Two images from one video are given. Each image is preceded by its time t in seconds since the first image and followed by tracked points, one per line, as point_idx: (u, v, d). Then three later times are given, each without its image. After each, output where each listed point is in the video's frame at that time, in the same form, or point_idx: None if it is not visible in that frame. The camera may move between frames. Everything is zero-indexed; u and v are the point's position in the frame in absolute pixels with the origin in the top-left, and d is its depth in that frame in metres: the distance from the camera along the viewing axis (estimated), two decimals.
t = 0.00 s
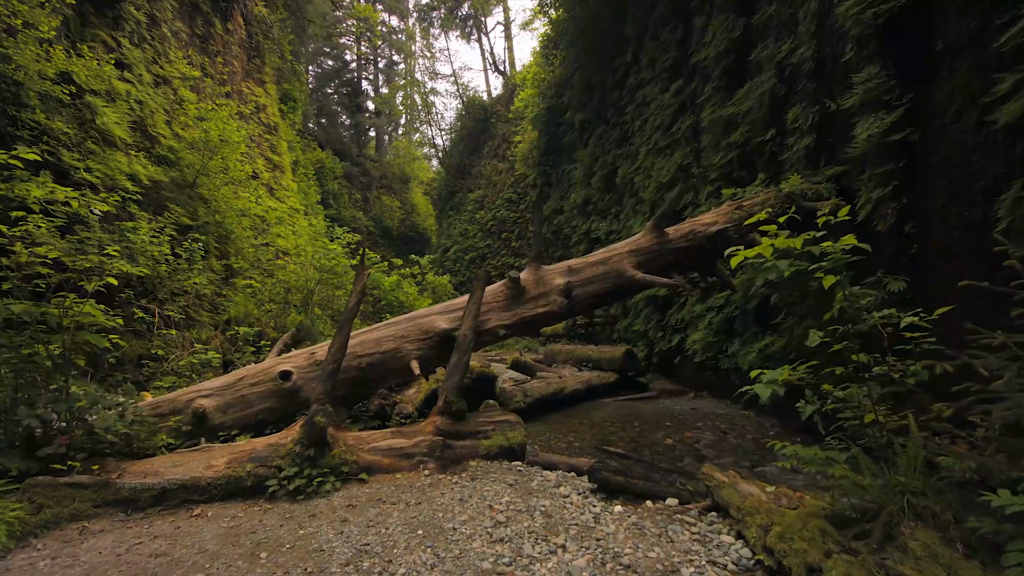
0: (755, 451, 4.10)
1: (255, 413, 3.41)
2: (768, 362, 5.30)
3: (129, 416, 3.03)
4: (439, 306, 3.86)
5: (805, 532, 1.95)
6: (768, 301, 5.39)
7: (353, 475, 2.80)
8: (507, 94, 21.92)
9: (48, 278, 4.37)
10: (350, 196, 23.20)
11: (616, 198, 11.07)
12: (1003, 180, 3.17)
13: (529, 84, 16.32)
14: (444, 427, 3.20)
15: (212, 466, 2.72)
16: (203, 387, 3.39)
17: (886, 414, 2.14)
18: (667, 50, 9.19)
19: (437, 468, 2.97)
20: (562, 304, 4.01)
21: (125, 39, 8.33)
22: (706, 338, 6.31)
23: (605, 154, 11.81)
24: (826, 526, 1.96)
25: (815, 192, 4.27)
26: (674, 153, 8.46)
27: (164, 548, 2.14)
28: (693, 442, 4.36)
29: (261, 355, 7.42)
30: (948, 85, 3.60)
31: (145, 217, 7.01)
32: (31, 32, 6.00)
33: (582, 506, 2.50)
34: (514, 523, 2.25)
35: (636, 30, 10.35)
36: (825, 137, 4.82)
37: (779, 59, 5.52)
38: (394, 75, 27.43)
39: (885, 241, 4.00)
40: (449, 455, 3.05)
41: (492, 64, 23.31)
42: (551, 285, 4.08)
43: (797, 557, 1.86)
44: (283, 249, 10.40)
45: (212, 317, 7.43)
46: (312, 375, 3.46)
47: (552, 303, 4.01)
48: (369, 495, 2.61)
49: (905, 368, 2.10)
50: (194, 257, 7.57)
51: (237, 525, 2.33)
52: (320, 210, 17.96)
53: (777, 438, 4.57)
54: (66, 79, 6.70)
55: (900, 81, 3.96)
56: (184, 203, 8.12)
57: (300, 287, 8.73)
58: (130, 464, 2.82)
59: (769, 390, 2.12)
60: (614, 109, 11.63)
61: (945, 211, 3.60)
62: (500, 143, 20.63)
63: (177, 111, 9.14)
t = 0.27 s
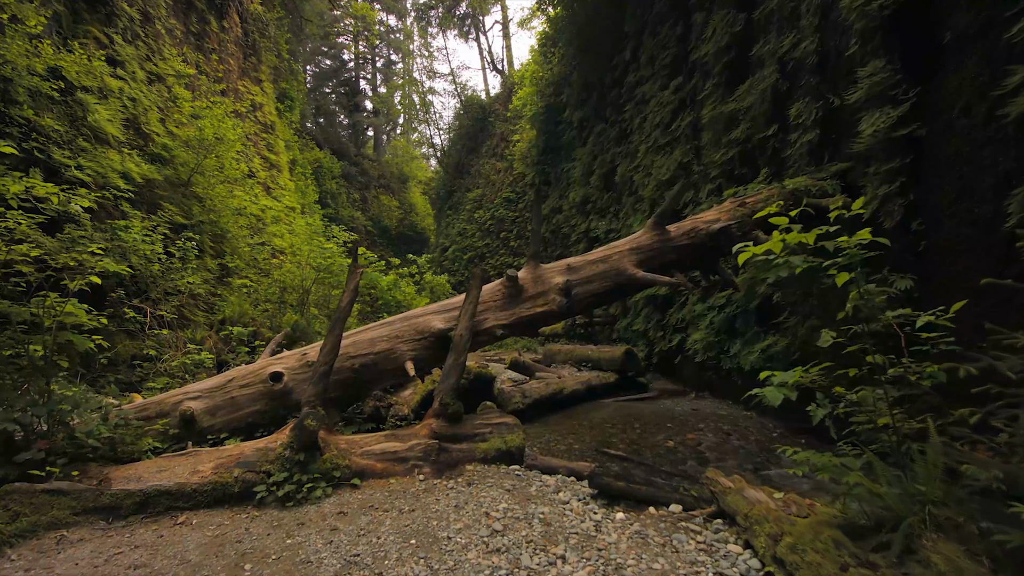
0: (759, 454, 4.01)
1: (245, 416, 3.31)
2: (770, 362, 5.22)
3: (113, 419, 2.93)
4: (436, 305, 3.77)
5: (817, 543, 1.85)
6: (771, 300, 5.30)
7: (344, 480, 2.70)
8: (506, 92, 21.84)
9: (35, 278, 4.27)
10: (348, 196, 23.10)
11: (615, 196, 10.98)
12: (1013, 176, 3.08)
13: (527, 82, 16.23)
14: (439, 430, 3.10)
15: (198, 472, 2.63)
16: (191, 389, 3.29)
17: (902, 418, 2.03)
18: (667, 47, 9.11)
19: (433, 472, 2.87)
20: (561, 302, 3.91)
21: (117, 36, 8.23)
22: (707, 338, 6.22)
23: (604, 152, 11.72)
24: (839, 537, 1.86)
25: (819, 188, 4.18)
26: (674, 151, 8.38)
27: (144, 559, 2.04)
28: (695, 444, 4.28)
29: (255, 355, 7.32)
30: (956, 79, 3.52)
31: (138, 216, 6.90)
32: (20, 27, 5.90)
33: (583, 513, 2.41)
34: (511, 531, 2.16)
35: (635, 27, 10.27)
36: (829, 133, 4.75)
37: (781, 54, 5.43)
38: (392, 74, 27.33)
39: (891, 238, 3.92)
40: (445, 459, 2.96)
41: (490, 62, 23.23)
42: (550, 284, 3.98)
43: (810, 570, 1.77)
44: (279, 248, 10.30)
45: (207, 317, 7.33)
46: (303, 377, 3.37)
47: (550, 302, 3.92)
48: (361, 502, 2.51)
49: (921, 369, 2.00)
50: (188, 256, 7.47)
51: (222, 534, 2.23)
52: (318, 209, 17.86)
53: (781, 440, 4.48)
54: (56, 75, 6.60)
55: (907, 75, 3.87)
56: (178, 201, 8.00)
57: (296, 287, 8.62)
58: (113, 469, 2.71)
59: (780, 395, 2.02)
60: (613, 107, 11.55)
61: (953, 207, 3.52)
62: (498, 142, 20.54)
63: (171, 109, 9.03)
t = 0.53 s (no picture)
0: (763, 457, 3.93)
1: (234, 419, 3.21)
2: (773, 362, 5.14)
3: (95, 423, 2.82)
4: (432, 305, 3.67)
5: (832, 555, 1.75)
6: (774, 299, 5.21)
7: (336, 486, 2.61)
8: (504, 92, 21.76)
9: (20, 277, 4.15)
10: (346, 196, 22.97)
11: (614, 195, 10.90)
12: None
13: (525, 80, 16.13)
14: (435, 433, 3.00)
15: (182, 479, 2.55)
16: (178, 391, 3.19)
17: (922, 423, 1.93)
18: (666, 44, 9.02)
19: (428, 478, 2.78)
20: (560, 302, 3.81)
21: (110, 32, 8.11)
22: (708, 338, 6.14)
23: (603, 151, 11.63)
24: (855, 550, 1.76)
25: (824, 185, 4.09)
26: (674, 149, 8.29)
27: (122, 572, 1.94)
28: (698, 447, 4.19)
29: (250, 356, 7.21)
30: (965, 71, 3.43)
31: (131, 214, 6.80)
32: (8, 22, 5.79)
33: (583, 522, 2.32)
34: (509, 542, 2.06)
35: (634, 25, 10.19)
36: (831, 132, 4.66)
37: (783, 49, 5.35)
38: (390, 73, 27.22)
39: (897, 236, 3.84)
40: (441, 464, 2.86)
41: (488, 61, 23.15)
42: (549, 283, 3.89)
43: None
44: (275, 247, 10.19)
45: (201, 317, 7.22)
46: (295, 379, 3.27)
47: (549, 302, 3.82)
48: (353, 509, 2.41)
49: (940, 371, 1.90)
50: (181, 256, 7.35)
51: (206, 545, 2.14)
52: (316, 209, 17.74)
53: (785, 442, 4.40)
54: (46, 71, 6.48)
55: (913, 69, 3.79)
56: (172, 200, 7.89)
57: (292, 286, 8.52)
58: (94, 476, 2.60)
59: (792, 399, 1.98)
60: (612, 105, 11.46)
61: (962, 203, 3.43)
62: (497, 141, 20.45)
63: (165, 106, 8.92)
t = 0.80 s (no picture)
0: (767, 461, 3.84)
1: (221, 424, 3.11)
2: (776, 363, 5.05)
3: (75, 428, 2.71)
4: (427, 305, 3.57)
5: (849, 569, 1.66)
6: (777, 300, 5.13)
7: (326, 494, 2.50)
8: (503, 91, 21.69)
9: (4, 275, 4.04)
10: (344, 196, 22.85)
11: (613, 195, 10.82)
12: None
13: (524, 80, 16.05)
14: (430, 438, 2.90)
15: (165, 486, 2.44)
16: (165, 395, 3.09)
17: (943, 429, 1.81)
18: (667, 42, 8.94)
19: (422, 484, 2.68)
20: (559, 302, 3.72)
21: (102, 28, 8.00)
22: (709, 338, 6.06)
23: (602, 150, 11.55)
24: (873, 563, 1.67)
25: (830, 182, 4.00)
26: (674, 148, 8.22)
27: None
28: (700, 450, 4.09)
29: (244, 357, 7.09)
30: (974, 65, 3.37)
31: (123, 213, 6.69)
32: None
33: (584, 531, 2.22)
34: (506, 553, 1.96)
35: (634, 23, 10.13)
36: (836, 126, 4.60)
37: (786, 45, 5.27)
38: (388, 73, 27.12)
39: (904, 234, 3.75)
40: (436, 470, 2.76)
41: (487, 61, 23.08)
42: (548, 283, 3.79)
43: None
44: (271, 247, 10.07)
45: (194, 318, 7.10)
46: (285, 382, 3.17)
47: (548, 302, 3.73)
48: (344, 518, 2.31)
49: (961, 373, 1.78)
50: (174, 255, 7.23)
51: (188, 557, 2.03)
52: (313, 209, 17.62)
53: (788, 445, 4.31)
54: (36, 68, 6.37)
55: (920, 62, 3.72)
56: (165, 199, 7.77)
57: (287, 287, 8.40)
58: (73, 484, 2.49)
59: (807, 406, 2.01)
60: (611, 104, 11.38)
61: (970, 200, 3.36)
62: (495, 141, 20.36)
63: (158, 104, 8.81)
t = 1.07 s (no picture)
0: (770, 464, 3.75)
1: (207, 429, 3.00)
2: (778, 365, 4.97)
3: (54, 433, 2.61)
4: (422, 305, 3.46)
5: None
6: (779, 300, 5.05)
7: (315, 503, 2.40)
8: (501, 91, 21.60)
9: None
10: (341, 196, 22.71)
11: (612, 194, 10.74)
12: None
13: (522, 80, 15.96)
14: (424, 443, 2.80)
15: (145, 495, 2.34)
16: (149, 399, 2.99)
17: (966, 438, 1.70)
18: (666, 41, 8.86)
19: (416, 492, 2.58)
20: (558, 302, 3.62)
21: (93, 24, 7.87)
22: (710, 339, 5.97)
23: (600, 150, 11.47)
24: None
25: (835, 179, 3.92)
26: (674, 147, 8.14)
27: None
28: (701, 453, 4.01)
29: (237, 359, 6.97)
30: (984, 59, 3.30)
31: (114, 212, 6.56)
32: None
33: (584, 542, 2.13)
34: (503, 567, 1.87)
35: (633, 21, 10.06)
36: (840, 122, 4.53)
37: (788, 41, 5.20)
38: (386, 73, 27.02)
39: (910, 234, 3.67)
40: (430, 476, 2.66)
41: (485, 61, 23.00)
42: (546, 282, 3.70)
43: None
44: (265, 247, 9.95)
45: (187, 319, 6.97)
46: (274, 385, 3.06)
47: (547, 302, 3.63)
48: (333, 528, 2.21)
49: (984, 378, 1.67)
50: (166, 255, 7.10)
51: (167, 572, 1.93)
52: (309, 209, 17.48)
53: (791, 447, 4.22)
54: (25, 63, 6.24)
55: (928, 57, 3.65)
56: (157, 198, 7.64)
57: (282, 287, 8.28)
58: (49, 492, 2.38)
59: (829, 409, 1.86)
60: (610, 103, 11.30)
61: (979, 196, 3.33)
62: (493, 141, 20.28)
63: (151, 102, 8.69)
